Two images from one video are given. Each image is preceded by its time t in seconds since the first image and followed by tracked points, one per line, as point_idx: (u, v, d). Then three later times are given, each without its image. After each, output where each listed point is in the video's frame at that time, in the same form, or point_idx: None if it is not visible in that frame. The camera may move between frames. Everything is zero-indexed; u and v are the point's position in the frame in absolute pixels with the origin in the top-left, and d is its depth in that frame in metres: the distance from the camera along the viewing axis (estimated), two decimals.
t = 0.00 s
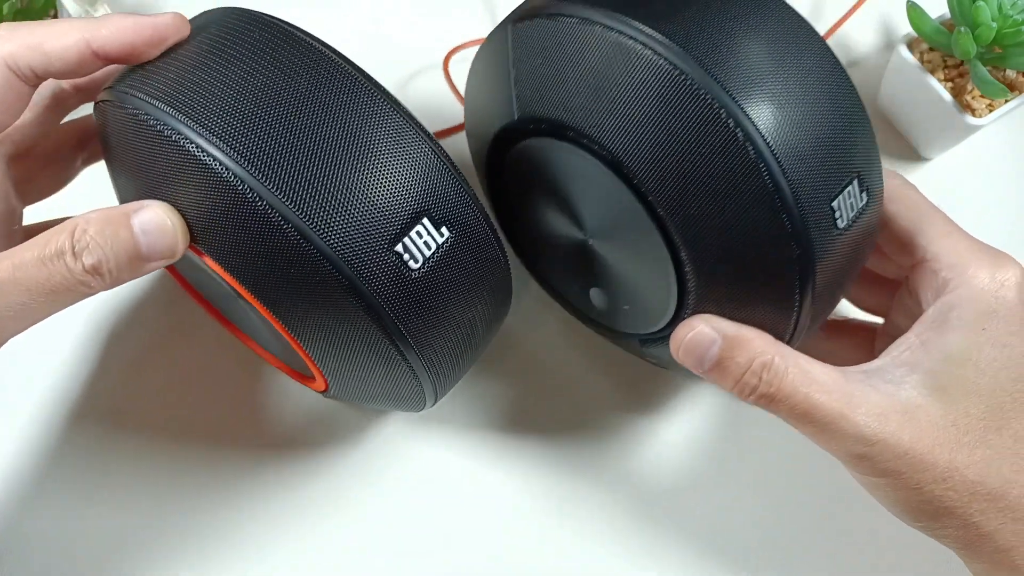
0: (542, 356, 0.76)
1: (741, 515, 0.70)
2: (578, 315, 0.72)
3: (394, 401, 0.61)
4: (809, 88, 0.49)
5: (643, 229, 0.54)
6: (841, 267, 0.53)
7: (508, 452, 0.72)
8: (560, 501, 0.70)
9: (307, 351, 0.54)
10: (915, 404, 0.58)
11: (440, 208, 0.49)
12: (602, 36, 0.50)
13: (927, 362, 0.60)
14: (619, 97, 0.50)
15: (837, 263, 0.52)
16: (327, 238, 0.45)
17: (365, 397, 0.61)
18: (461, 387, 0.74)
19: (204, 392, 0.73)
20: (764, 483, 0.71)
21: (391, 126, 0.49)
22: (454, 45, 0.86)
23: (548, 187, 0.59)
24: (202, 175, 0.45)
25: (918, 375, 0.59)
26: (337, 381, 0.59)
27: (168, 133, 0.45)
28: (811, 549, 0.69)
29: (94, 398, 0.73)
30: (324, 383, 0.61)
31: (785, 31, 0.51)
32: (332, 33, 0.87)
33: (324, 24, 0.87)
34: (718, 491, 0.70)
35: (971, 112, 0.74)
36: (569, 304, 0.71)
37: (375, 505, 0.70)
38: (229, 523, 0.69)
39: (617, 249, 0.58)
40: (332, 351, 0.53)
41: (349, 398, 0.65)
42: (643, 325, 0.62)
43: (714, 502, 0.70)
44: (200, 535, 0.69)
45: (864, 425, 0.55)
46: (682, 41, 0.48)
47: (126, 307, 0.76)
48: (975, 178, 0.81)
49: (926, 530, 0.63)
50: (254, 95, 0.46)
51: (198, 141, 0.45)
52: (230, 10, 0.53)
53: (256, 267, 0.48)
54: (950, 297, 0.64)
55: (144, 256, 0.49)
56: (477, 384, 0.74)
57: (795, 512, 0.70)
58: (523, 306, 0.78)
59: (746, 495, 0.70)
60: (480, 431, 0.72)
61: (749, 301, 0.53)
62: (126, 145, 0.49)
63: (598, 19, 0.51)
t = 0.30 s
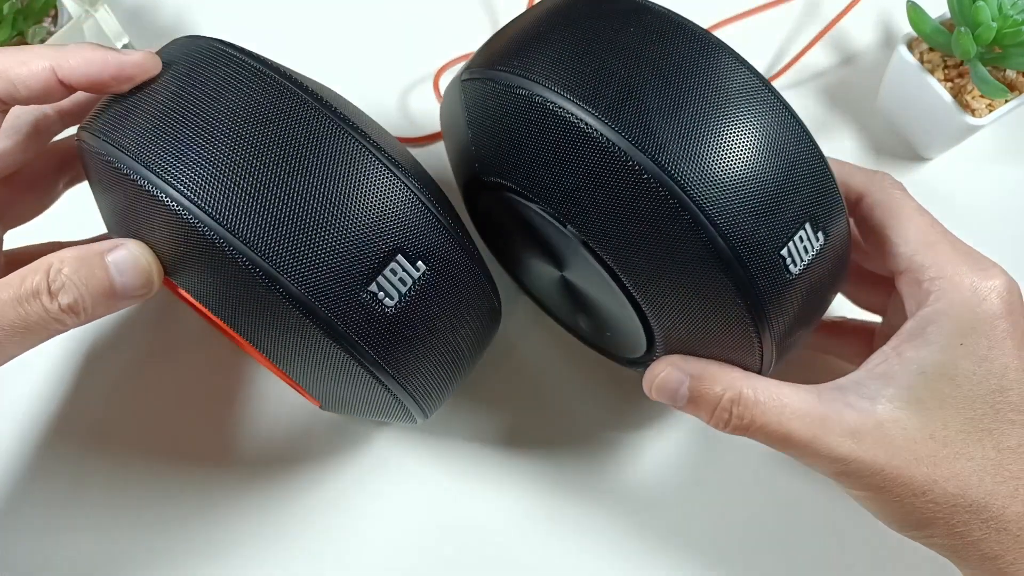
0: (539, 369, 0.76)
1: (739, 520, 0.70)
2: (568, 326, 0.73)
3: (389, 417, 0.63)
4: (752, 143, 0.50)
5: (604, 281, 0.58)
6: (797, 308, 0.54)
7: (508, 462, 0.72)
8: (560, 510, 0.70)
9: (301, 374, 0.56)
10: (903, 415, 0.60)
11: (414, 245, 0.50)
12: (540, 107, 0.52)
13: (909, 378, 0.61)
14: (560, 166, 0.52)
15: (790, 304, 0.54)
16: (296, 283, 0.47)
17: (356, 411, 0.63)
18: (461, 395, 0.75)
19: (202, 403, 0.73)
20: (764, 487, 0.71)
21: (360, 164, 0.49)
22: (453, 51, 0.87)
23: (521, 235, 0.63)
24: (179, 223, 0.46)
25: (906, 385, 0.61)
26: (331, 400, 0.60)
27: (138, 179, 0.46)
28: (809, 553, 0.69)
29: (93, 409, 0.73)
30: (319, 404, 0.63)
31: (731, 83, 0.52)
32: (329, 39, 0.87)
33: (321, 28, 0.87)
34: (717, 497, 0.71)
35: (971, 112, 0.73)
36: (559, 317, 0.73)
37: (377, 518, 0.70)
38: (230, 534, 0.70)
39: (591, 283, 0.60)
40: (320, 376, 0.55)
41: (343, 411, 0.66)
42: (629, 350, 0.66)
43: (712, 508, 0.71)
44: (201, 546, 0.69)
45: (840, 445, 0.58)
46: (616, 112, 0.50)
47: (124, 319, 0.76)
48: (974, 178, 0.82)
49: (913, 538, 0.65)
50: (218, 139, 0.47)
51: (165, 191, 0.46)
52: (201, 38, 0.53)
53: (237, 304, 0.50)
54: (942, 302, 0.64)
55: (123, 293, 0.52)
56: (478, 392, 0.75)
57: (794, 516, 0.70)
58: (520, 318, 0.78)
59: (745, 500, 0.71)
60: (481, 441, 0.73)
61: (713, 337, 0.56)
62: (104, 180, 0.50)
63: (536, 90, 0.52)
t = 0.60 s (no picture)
0: (541, 368, 0.76)
1: (739, 517, 0.70)
2: (568, 326, 0.73)
3: (389, 416, 0.63)
4: (752, 144, 0.50)
5: (604, 282, 0.58)
6: (796, 309, 0.54)
7: (508, 460, 0.72)
8: (559, 508, 0.70)
9: (299, 375, 0.57)
10: (903, 412, 0.60)
11: (413, 246, 0.50)
12: (539, 108, 0.52)
13: (908, 375, 0.61)
14: (560, 167, 0.52)
15: (789, 304, 0.53)
16: (296, 283, 0.47)
17: (357, 411, 0.63)
18: (462, 395, 0.75)
19: (202, 402, 0.74)
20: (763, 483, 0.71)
21: (360, 164, 0.49)
22: (453, 51, 0.87)
23: (521, 235, 0.63)
24: (178, 223, 0.46)
25: (906, 381, 0.61)
26: (331, 400, 0.60)
27: (138, 179, 0.46)
28: (808, 550, 0.69)
29: (93, 408, 0.73)
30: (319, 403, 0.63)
31: (731, 84, 0.52)
32: (329, 38, 0.87)
33: (320, 28, 0.87)
34: (717, 495, 0.71)
35: (971, 112, 0.73)
36: (559, 319, 0.73)
37: (379, 515, 0.70)
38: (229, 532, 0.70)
39: (590, 283, 0.60)
40: (319, 376, 0.55)
41: (343, 411, 0.65)
42: (628, 350, 0.66)
43: (712, 506, 0.71)
44: (202, 545, 0.69)
45: (841, 442, 0.58)
46: (615, 113, 0.50)
47: (125, 318, 0.76)
48: (974, 177, 0.81)
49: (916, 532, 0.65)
50: (218, 138, 0.47)
51: (165, 191, 0.46)
52: (201, 37, 0.53)
53: (237, 304, 0.50)
54: (944, 299, 0.64)
55: (123, 293, 0.52)
56: (478, 391, 0.75)
57: (794, 513, 0.70)
58: (522, 316, 0.78)
59: (745, 498, 0.71)
60: (481, 439, 0.73)
61: (713, 338, 0.56)
62: (105, 179, 0.50)
63: (535, 91, 0.52)
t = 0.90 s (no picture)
0: (541, 368, 0.76)
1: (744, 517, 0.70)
2: (568, 326, 0.73)
3: (390, 417, 0.63)
4: (752, 144, 0.50)
5: (604, 282, 0.58)
6: (796, 308, 0.54)
7: (512, 461, 0.72)
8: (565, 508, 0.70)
9: (299, 376, 0.57)
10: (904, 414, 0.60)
11: (414, 246, 0.50)
12: (540, 108, 0.52)
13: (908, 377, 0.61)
14: (560, 166, 0.52)
15: (790, 304, 0.53)
16: (296, 283, 0.47)
17: (357, 411, 0.63)
18: (463, 395, 0.75)
19: (203, 402, 0.74)
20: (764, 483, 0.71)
21: (360, 164, 0.49)
22: (453, 51, 0.87)
23: (521, 236, 0.63)
24: (178, 224, 0.46)
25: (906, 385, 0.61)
26: (332, 400, 0.60)
27: (138, 179, 0.46)
28: (815, 552, 0.69)
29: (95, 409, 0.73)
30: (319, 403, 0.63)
31: (731, 84, 0.52)
32: (329, 38, 0.87)
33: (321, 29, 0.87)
34: (721, 495, 0.71)
35: (971, 112, 0.73)
36: (559, 319, 0.73)
37: (380, 516, 0.70)
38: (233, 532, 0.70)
39: (590, 283, 0.60)
40: (319, 377, 0.55)
41: (343, 412, 0.65)
42: (628, 350, 0.66)
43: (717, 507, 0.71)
44: (206, 546, 0.69)
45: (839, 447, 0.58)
46: (616, 113, 0.50)
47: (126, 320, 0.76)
48: (975, 178, 0.81)
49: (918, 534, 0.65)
50: (218, 138, 0.47)
51: (166, 192, 0.46)
52: (201, 38, 0.53)
53: (237, 304, 0.50)
54: (946, 320, 0.65)
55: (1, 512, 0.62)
56: (480, 392, 0.75)
57: (801, 513, 0.70)
58: (522, 317, 0.78)
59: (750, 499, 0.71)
60: (484, 440, 0.73)
61: (714, 338, 0.56)
62: (105, 180, 0.50)
63: (536, 91, 0.52)
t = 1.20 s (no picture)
0: (541, 367, 0.76)
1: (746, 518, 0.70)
2: (568, 326, 0.73)
3: (390, 417, 0.63)
4: (752, 144, 0.50)
5: (605, 282, 0.58)
6: (796, 308, 0.54)
7: (513, 462, 0.72)
8: (566, 507, 0.70)
9: (299, 376, 0.57)
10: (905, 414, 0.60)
11: (414, 246, 0.50)
12: (540, 108, 0.52)
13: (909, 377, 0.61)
14: (560, 167, 0.52)
15: (789, 304, 0.53)
16: (296, 283, 0.47)
17: (358, 411, 0.63)
18: (463, 397, 0.74)
19: (204, 403, 0.73)
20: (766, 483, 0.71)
21: (360, 163, 0.49)
22: (453, 51, 0.87)
23: (521, 236, 0.63)
24: (178, 224, 0.46)
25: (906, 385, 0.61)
26: (332, 400, 0.60)
27: (138, 180, 0.46)
28: (816, 552, 0.69)
29: (94, 410, 0.73)
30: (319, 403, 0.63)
31: (731, 84, 0.52)
32: (328, 39, 0.87)
33: (320, 29, 0.87)
34: (723, 495, 0.71)
35: (971, 112, 0.73)
36: (559, 319, 0.73)
37: (382, 516, 0.70)
38: (234, 532, 0.70)
39: (590, 283, 0.60)
40: (319, 377, 0.55)
41: (343, 412, 0.65)
42: (628, 351, 0.66)
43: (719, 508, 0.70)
44: (207, 547, 0.69)
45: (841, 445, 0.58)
46: (615, 113, 0.50)
47: (127, 320, 0.76)
48: (975, 177, 0.82)
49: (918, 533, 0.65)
50: (217, 139, 0.47)
51: (166, 191, 0.46)
52: (201, 38, 0.53)
53: (237, 303, 0.50)
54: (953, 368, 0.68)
55: None
56: (480, 393, 0.75)
57: (800, 511, 0.70)
58: (523, 317, 0.78)
59: (751, 498, 0.71)
60: (484, 441, 0.73)
61: (714, 338, 0.56)
62: (105, 180, 0.50)
63: (536, 91, 0.52)
